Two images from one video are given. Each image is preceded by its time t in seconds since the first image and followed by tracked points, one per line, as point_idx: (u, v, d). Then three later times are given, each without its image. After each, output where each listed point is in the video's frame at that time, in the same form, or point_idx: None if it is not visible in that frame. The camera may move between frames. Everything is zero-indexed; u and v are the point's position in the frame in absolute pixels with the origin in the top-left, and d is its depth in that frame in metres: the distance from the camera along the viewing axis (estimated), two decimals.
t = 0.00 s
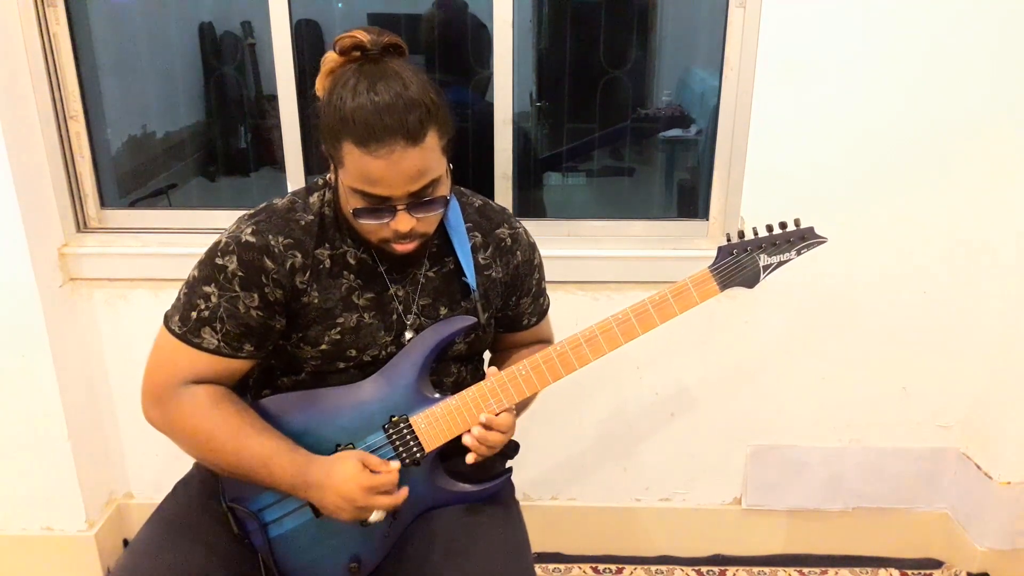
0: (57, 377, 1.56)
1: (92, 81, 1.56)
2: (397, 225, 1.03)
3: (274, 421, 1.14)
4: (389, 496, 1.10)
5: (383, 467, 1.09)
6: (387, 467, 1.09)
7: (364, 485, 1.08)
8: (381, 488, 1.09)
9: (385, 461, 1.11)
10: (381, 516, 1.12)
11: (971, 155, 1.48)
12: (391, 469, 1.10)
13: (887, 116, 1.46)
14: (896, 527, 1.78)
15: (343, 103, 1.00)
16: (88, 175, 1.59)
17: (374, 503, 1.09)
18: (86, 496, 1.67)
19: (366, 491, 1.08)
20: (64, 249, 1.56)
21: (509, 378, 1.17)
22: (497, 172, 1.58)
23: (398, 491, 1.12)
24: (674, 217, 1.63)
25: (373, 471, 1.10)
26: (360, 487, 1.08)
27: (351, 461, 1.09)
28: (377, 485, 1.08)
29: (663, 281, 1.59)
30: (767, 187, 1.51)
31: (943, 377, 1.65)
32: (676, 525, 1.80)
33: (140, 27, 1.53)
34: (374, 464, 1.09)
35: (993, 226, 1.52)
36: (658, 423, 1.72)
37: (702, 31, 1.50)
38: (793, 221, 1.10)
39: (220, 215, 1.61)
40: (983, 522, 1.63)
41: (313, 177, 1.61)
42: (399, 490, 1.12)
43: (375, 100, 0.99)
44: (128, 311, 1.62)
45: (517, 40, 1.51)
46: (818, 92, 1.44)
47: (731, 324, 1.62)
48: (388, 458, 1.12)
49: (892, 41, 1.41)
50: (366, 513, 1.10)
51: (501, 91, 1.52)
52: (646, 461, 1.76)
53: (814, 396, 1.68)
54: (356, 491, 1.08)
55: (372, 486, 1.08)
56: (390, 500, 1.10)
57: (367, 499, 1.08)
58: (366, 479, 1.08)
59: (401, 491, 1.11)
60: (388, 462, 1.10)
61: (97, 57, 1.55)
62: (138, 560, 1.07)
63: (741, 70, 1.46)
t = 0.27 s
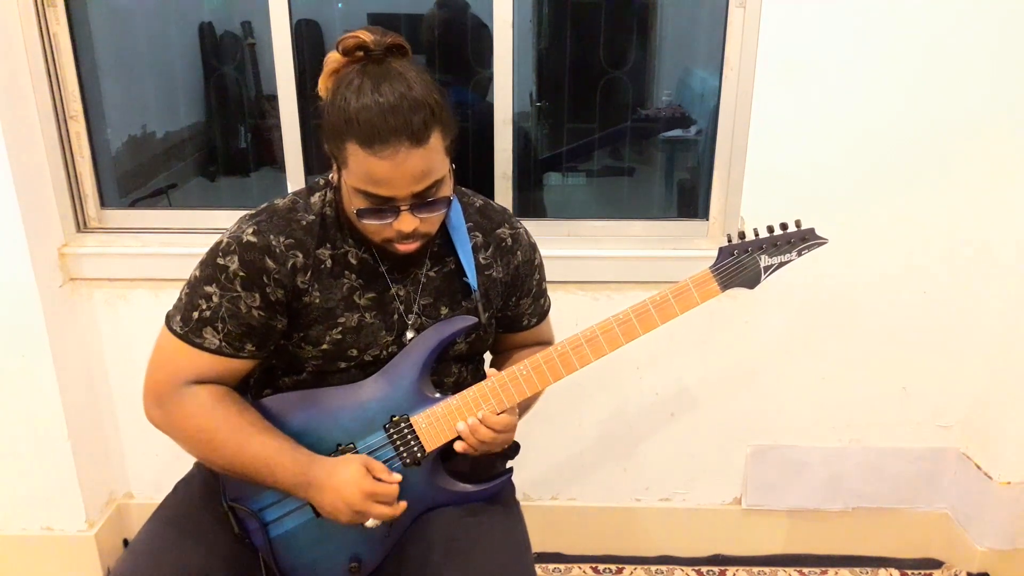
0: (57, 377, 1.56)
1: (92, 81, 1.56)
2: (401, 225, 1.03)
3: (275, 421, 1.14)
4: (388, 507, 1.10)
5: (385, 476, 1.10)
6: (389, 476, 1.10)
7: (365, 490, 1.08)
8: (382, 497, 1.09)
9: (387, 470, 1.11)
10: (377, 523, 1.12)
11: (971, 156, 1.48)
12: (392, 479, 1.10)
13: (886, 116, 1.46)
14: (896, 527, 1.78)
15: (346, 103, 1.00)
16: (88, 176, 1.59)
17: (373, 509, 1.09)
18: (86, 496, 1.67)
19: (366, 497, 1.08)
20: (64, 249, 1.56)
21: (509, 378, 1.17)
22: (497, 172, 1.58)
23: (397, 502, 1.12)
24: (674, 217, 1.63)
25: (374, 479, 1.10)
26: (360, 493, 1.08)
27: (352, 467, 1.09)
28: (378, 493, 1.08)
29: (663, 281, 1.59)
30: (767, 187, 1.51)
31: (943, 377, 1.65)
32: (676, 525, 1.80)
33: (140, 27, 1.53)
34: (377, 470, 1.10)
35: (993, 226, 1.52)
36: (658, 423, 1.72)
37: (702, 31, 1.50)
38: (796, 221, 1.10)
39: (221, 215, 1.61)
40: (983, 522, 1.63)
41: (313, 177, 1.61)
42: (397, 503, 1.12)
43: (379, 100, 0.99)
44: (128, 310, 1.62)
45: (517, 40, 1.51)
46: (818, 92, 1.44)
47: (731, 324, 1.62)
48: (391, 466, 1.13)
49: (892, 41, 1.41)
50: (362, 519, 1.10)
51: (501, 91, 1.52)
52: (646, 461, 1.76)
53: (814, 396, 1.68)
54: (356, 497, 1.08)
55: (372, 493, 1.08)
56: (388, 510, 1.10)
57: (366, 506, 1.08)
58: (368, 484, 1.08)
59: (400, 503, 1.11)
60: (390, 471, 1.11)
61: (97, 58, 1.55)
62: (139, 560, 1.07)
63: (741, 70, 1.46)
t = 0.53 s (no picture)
0: (57, 377, 1.56)
1: (92, 81, 1.56)
2: (400, 226, 1.03)
3: (275, 421, 1.14)
4: (393, 489, 1.10)
5: (385, 460, 1.09)
6: (389, 459, 1.10)
7: (369, 477, 1.08)
8: (386, 479, 1.09)
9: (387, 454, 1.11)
10: (385, 509, 1.12)
11: (971, 156, 1.48)
12: (392, 462, 1.09)
13: (886, 116, 1.46)
14: (896, 526, 1.78)
15: (348, 103, 1.00)
16: (88, 176, 1.59)
17: (378, 494, 1.09)
18: (86, 496, 1.67)
19: (369, 482, 1.08)
20: (64, 249, 1.56)
21: (510, 379, 1.17)
22: (497, 172, 1.58)
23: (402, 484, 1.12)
24: (674, 217, 1.63)
25: (375, 463, 1.10)
26: (363, 478, 1.07)
27: (352, 454, 1.09)
28: (381, 476, 1.08)
29: (664, 281, 1.59)
30: (768, 187, 1.51)
31: (943, 377, 1.65)
32: (676, 525, 1.80)
33: (141, 27, 1.53)
34: (376, 455, 1.10)
35: (993, 226, 1.52)
36: (658, 423, 1.72)
37: (702, 31, 1.50)
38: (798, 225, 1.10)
39: (221, 215, 1.61)
40: (983, 523, 1.63)
41: (313, 177, 1.61)
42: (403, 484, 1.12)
43: (380, 101, 0.99)
44: (128, 311, 1.62)
45: (517, 40, 1.51)
46: (818, 92, 1.44)
47: (731, 324, 1.62)
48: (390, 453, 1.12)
49: (892, 41, 1.41)
50: (370, 505, 1.10)
51: (501, 91, 1.52)
52: (646, 461, 1.76)
53: (814, 396, 1.68)
54: (359, 483, 1.07)
55: (375, 477, 1.08)
56: (395, 492, 1.10)
57: (370, 490, 1.08)
58: (369, 469, 1.08)
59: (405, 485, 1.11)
60: (390, 455, 1.11)
61: (97, 57, 1.55)
62: (140, 558, 1.08)
63: (741, 71, 1.46)
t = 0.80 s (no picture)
0: (57, 377, 1.56)
1: (92, 81, 1.56)
2: (405, 222, 1.03)
3: (275, 420, 1.14)
4: (386, 501, 1.10)
5: (383, 470, 1.09)
6: (386, 470, 1.10)
7: (366, 485, 1.07)
8: (382, 490, 1.09)
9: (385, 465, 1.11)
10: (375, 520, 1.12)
11: (970, 156, 1.48)
12: (390, 473, 1.10)
13: (886, 116, 1.46)
14: (896, 526, 1.78)
15: (353, 99, 1.00)
16: (88, 176, 1.59)
17: (372, 505, 1.09)
18: (86, 497, 1.67)
19: (366, 492, 1.08)
20: (64, 249, 1.56)
21: (510, 379, 1.17)
22: (497, 172, 1.58)
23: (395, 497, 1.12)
24: (674, 217, 1.63)
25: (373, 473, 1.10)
26: (359, 487, 1.07)
27: (351, 462, 1.09)
28: (378, 488, 1.08)
29: (663, 281, 1.59)
30: (767, 188, 1.51)
31: (943, 377, 1.65)
32: (676, 525, 1.80)
33: (140, 27, 1.53)
34: (375, 464, 1.10)
35: (993, 226, 1.52)
36: (658, 423, 1.72)
37: (702, 31, 1.50)
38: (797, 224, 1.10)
39: (221, 215, 1.61)
40: (983, 523, 1.63)
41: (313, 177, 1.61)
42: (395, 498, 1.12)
43: (385, 97, 0.99)
44: (128, 311, 1.62)
45: (517, 40, 1.51)
46: (818, 92, 1.44)
47: (731, 323, 1.62)
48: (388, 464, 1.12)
49: (892, 41, 1.41)
50: (361, 515, 1.10)
51: (501, 91, 1.52)
52: (646, 461, 1.76)
53: (814, 396, 1.68)
54: (355, 491, 1.07)
55: (371, 488, 1.08)
56: (388, 504, 1.10)
57: (365, 500, 1.08)
58: (368, 479, 1.08)
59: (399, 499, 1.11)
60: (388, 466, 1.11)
61: (97, 57, 1.55)
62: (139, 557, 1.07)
63: (741, 70, 1.46)
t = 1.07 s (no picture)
0: (57, 377, 1.56)
1: (92, 81, 1.56)
2: (405, 222, 1.03)
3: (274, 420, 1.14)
4: (391, 492, 1.10)
5: (383, 461, 1.09)
6: (386, 459, 1.09)
7: (368, 480, 1.08)
8: (385, 482, 1.09)
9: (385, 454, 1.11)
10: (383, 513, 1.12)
11: (971, 156, 1.48)
12: (391, 462, 1.09)
13: (886, 116, 1.46)
14: (896, 526, 1.78)
15: (353, 98, 1.00)
16: (88, 176, 1.59)
17: (375, 497, 1.09)
18: (86, 497, 1.67)
19: (368, 485, 1.08)
20: (64, 250, 1.56)
21: (510, 379, 1.17)
22: (497, 172, 1.58)
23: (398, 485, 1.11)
24: (674, 217, 1.63)
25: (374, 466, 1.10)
26: (361, 481, 1.08)
27: (351, 457, 1.09)
28: (379, 479, 1.08)
29: (664, 281, 1.59)
30: (767, 188, 1.51)
31: (943, 377, 1.65)
32: (676, 525, 1.80)
33: (140, 27, 1.53)
34: (375, 456, 1.10)
35: (993, 227, 1.52)
36: (658, 424, 1.72)
37: (702, 32, 1.50)
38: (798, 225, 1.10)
39: (221, 215, 1.61)
40: (983, 523, 1.63)
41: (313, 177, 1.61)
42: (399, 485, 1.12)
43: (386, 96, 0.99)
44: (128, 311, 1.62)
45: (517, 40, 1.51)
46: (818, 92, 1.44)
47: (731, 324, 1.62)
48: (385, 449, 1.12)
49: (892, 41, 1.41)
50: (368, 508, 1.10)
51: (501, 91, 1.52)
52: (646, 461, 1.76)
53: (814, 396, 1.68)
54: (357, 486, 1.08)
55: (373, 481, 1.08)
56: (393, 494, 1.10)
57: (368, 493, 1.08)
58: (369, 471, 1.08)
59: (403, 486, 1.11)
60: (388, 456, 1.10)
61: (97, 57, 1.55)
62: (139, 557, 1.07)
63: (741, 70, 1.46)
